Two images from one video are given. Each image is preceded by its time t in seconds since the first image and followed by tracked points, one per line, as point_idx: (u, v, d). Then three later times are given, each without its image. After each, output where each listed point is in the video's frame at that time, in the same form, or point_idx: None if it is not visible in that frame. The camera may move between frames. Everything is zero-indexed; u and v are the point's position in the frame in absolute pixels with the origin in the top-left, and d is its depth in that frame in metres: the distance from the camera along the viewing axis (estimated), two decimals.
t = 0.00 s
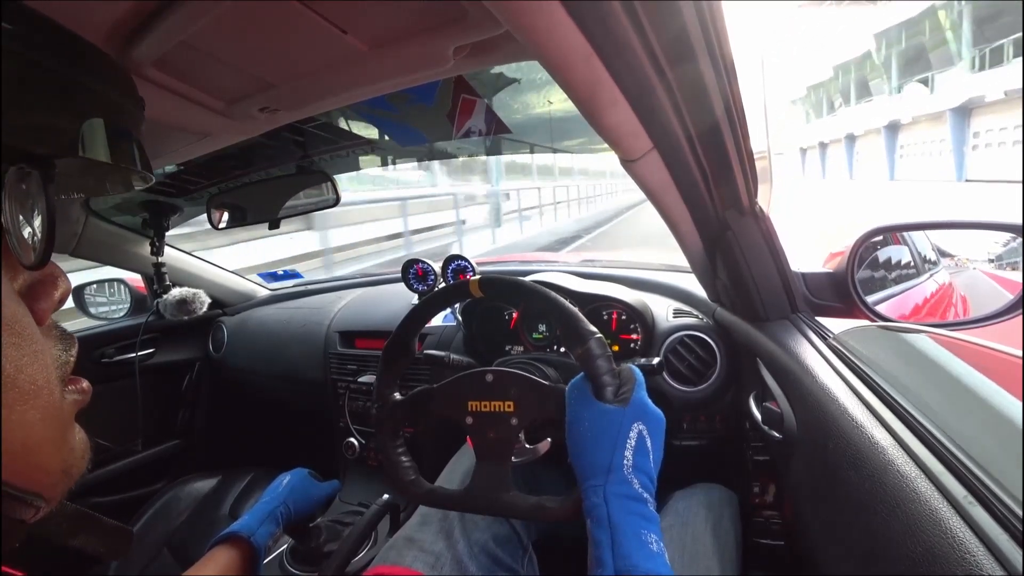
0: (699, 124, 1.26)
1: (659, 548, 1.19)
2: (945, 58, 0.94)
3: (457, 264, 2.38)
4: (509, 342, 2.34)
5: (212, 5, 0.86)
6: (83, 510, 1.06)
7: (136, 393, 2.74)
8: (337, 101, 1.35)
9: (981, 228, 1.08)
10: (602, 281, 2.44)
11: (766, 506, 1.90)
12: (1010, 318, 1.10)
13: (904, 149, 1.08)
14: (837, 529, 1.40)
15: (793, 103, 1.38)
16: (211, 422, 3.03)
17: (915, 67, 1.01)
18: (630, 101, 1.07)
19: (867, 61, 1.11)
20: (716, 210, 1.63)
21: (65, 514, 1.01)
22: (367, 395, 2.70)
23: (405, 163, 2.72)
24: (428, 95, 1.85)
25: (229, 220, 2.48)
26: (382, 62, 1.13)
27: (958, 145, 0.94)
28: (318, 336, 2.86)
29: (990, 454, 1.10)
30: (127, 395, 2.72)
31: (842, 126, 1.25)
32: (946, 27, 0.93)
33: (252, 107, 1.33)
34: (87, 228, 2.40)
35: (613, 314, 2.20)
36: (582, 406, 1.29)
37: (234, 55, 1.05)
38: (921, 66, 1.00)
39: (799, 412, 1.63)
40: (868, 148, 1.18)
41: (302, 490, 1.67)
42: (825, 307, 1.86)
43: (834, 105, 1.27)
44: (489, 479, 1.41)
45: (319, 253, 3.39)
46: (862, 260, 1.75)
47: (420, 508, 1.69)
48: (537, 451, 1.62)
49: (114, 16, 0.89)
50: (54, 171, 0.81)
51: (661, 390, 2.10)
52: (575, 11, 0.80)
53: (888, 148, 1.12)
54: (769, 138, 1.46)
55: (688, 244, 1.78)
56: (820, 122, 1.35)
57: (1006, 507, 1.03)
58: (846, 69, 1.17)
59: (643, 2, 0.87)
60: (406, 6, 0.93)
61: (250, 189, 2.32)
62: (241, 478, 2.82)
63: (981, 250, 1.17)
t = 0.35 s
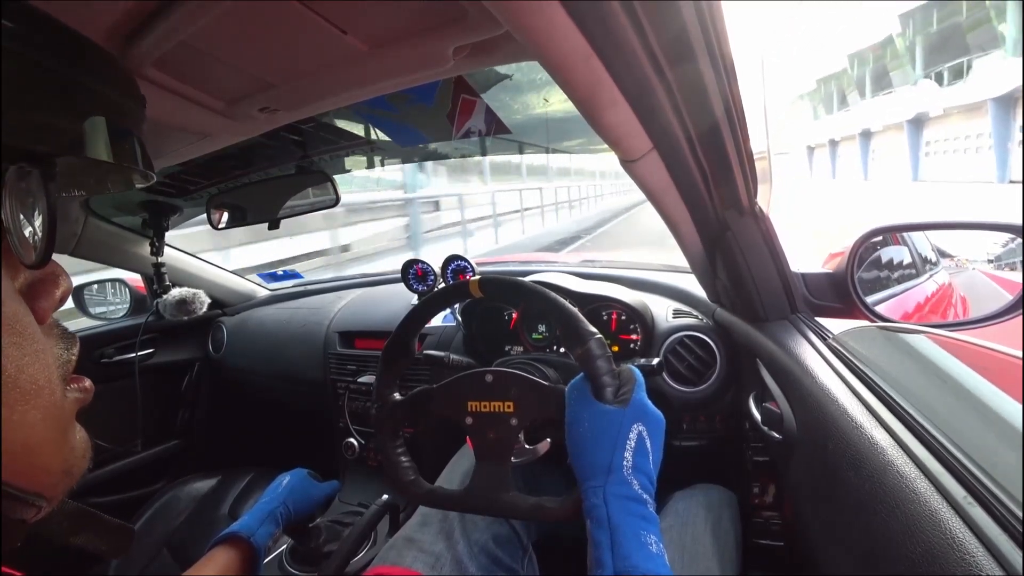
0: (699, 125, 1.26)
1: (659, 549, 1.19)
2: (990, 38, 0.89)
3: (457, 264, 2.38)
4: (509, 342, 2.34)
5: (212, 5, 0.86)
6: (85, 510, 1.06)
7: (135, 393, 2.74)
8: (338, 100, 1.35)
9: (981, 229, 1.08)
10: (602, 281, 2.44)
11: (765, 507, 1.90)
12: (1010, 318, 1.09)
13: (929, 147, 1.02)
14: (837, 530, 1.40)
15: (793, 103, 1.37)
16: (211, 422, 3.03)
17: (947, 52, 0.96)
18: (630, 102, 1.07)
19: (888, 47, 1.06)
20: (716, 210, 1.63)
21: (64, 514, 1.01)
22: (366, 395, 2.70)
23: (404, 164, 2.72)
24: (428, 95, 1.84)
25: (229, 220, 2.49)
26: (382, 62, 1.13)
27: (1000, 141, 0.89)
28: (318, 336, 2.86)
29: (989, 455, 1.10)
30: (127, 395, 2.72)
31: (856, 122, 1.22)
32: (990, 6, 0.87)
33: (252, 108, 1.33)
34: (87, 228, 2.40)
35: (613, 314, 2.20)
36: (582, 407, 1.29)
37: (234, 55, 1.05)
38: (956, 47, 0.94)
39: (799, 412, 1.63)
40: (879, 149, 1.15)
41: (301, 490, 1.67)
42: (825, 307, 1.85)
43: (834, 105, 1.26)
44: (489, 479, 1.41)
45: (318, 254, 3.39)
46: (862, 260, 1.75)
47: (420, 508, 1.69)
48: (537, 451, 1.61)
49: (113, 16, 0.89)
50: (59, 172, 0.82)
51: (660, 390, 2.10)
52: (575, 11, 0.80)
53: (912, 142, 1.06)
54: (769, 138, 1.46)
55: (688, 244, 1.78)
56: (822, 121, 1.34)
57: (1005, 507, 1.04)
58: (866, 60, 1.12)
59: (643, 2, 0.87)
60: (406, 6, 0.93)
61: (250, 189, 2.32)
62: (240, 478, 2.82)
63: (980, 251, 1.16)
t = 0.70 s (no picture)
0: (699, 125, 1.26)
1: (659, 547, 1.19)
2: None
3: (457, 264, 2.38)
4: (509, 342, 2.34)
5: (213, 5, 0.86)
6: (82, 510, 1.06)
7: (135, 393, 2.74)
8: (338, 101, 1.35)
9: (980, 229, 1.08)
10: (602, 282, 2.44)
11: (765, 507, 1.90)
12: (1008, 319, 1.11)
13: (895, 150, 1.08)
14: (837, 530, 1.40)
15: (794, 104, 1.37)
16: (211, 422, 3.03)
17: (986, 32, 0.86)
18: (630, 102, 1.08)
19: (914, 31, 0.96)
20: (716, 210, 1.63)
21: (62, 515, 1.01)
22: (366, 395, 2.70)
23: (404, 164, 2.72)
24: (428, 95, 1.84)
25: (229, 220, 2.49)
26: (382, 62, 1.13)
27: None
28: (318, 337, 2.86)
29: (989, 456, 1.10)
30: (127, 395, 2.72)
31: (875, 117, 1.10)
32: None
33: (252, 108, 1.33)
34: (87, 228, 2.40)
35: (613, 314, 2.20)
36: (582, 406, 1.29)
37: (233, 55, 1.05)
38: (997, 29, 0.85)
39: (799, 413, 1.63)
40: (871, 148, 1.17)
41: (302, 491, 1.67)
42: (825, 308, 1.85)
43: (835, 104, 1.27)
44: (489, 479, 1.41)
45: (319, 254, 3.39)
46: (862, 260, 1.75)
47: (420, 508, 1.69)
48: (537, 451, 1.61)
49: (114, 16, 0.89)
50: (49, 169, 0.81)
51: (660, 390, 2.10)
52: (575, 12, 0.80)
53: (882, 147, 1.13)
54: (769, 138, 1.46)
55: (687, 244, 1.78)
56: (820, 121, 1.34)
57: (1005, 508, 1.04)
58: (886, 48, 1.02)
59: (643, 2, 0.87)
60: (405, 6, 0.93)
61: (250, 189, 2.32)
62: (240, 478, 2.82)
63: (980, 251, 1.16)
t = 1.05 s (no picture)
0: (699, 125, 1.26)
1: (661, 543, 1.19)
2: None
3: (457, 264, 2.38)
4: (509, 342, 2.34)
5: (212, 5, 0.86)
6: (84, 511, 1.06)
7: (135, 394, 2.74)
8: (338, 101, 1.35)
9: (980, 228, 1.08)
10: (602, 281, 2.44)
11: (766, 506, 1.90)
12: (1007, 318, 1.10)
13: (920, 146, 1.01)
14: (837, 529, 1.40)
15: (795, 103, 1.37)
16: (211, 423, 3.03)
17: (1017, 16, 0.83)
18: (630, 102, 1.08)
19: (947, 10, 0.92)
20: (716, 210, 1.63)
21: (63, 517, 1.00)
22: (367, 396, 2.70)
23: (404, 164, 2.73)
24: (428, 95, 1.84)
25: (229, 220, 2.49)
26: (381, 63, 1.13)
27: None
28: (318, 337, 2.86)
29: (989, 454, 1.10)
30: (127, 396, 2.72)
31: (899, 108, 1.03)
32: None
33: (251, 108, 1.33)
34: (87, 229, 2.40)
35: (613, 314, 2.20)
36: (582, 404, 1.30)
37: (233, 55, 1.05)
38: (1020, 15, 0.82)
39: (799, 413, 1.63)
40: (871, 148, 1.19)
41: (302, 491, 1.67)
42: (825, 307, 1.85)
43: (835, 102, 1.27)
44: (490, 480, 1.41)
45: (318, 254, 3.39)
46: (861, 260, 1.75)
47: (420, 509, 1.69)
48: (538, 451, 1.61)
49: (113, 16, 0.89)
50: (44, 169, 0.81)
51: (660, 390, 2.10)
52: (575, 12, 0.80)
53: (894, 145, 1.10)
54: (769, 138, 1.46)
55: (687, 244, 1.79)
56: (821, 118, 1.34)
57: (1006, 507, 1.04)
58: (914, 32, 0.98)
59: (643, 3, 0.87)
60: (405, 5, 0.93)
61: (250, 190, 2.32)
62: (241, 479, 2.82)
63: (980, 250, 1.16)
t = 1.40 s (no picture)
0: (699, 124, 1.26)
1: (656, 553, 1.18)
2: None
3: (457, 264, 2.38)
4: (509, 342, 2.34)
5: (212, 5, 0.86)
6: (87, 510, 1.06)
7: (136, 394, 2.74)
8: (338, 101, 1.35)
9: (980, 227, 1.08)
10: (603, 281, 2.45)
11: (766, 506, 1.90)
12: (1007, 317, 1.10)
13: (951, 141, 0.93)
14: (837, 529, 1.40)
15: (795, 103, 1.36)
16: (211, 423, 3.03)
17: None
18: (630, 102, 1.08)
19: None
20: (716, 210, 1.63)
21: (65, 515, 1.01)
22: (367, 395, 2.70)
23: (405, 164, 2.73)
24: (428, 95, 1.84)
25: (229, 220, 2.48)
26: (381, 63, 1.13)
27: None
28: (318, 337, 2.86)
29: (990, 455, 1.10)
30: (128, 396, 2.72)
31: (914, 103, 0.99)
32: None
33: (251, 109, 1.32)
34: (87, 229, 2.40)
35: (613, 314, 2.20)
36: (582, 408, 1.30)
37: (232, 55, 1.05)
38: None
39: (799, 412, 1.63)
40: (864, 148, 1.21)
41: (302, 491, 1.67)
42: (825, 307, 1.85)
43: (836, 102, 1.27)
44: (490, 480, 1.41)
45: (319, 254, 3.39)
46: (862, 259, 1.75)
47: (421, 508, 1.69)
48: (538, 451, 1.62)
49: (113, 16, 0.88)
50: (46, 168, 0.81)
51: (661, 390, 2.11)
52: (575, 11, 0.80)
53: (894, 145, 1.09)
54: (769, 137, 1.46)
55: (687, 244, 1.79)
56: (821, 118, 1.34)
57: (1006, 507, 1.04)
58: (949, 12, 0.88)
59: (642, 3, 0.87)
60: (404, 5, 0.93)
61: (250, 190, 2.32)
62: (241, 479, 2.82)
63: (979, 250, 1.17)
